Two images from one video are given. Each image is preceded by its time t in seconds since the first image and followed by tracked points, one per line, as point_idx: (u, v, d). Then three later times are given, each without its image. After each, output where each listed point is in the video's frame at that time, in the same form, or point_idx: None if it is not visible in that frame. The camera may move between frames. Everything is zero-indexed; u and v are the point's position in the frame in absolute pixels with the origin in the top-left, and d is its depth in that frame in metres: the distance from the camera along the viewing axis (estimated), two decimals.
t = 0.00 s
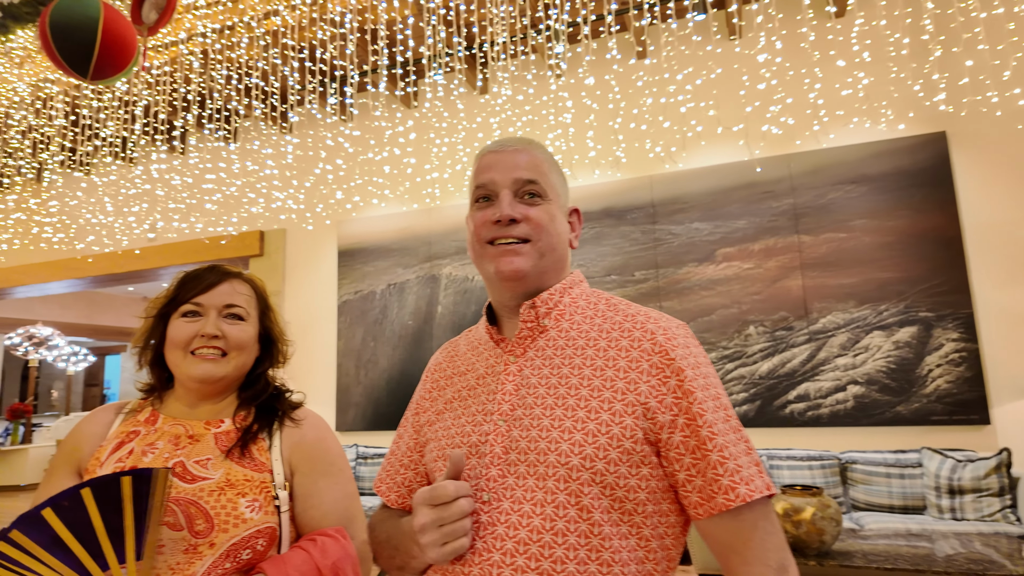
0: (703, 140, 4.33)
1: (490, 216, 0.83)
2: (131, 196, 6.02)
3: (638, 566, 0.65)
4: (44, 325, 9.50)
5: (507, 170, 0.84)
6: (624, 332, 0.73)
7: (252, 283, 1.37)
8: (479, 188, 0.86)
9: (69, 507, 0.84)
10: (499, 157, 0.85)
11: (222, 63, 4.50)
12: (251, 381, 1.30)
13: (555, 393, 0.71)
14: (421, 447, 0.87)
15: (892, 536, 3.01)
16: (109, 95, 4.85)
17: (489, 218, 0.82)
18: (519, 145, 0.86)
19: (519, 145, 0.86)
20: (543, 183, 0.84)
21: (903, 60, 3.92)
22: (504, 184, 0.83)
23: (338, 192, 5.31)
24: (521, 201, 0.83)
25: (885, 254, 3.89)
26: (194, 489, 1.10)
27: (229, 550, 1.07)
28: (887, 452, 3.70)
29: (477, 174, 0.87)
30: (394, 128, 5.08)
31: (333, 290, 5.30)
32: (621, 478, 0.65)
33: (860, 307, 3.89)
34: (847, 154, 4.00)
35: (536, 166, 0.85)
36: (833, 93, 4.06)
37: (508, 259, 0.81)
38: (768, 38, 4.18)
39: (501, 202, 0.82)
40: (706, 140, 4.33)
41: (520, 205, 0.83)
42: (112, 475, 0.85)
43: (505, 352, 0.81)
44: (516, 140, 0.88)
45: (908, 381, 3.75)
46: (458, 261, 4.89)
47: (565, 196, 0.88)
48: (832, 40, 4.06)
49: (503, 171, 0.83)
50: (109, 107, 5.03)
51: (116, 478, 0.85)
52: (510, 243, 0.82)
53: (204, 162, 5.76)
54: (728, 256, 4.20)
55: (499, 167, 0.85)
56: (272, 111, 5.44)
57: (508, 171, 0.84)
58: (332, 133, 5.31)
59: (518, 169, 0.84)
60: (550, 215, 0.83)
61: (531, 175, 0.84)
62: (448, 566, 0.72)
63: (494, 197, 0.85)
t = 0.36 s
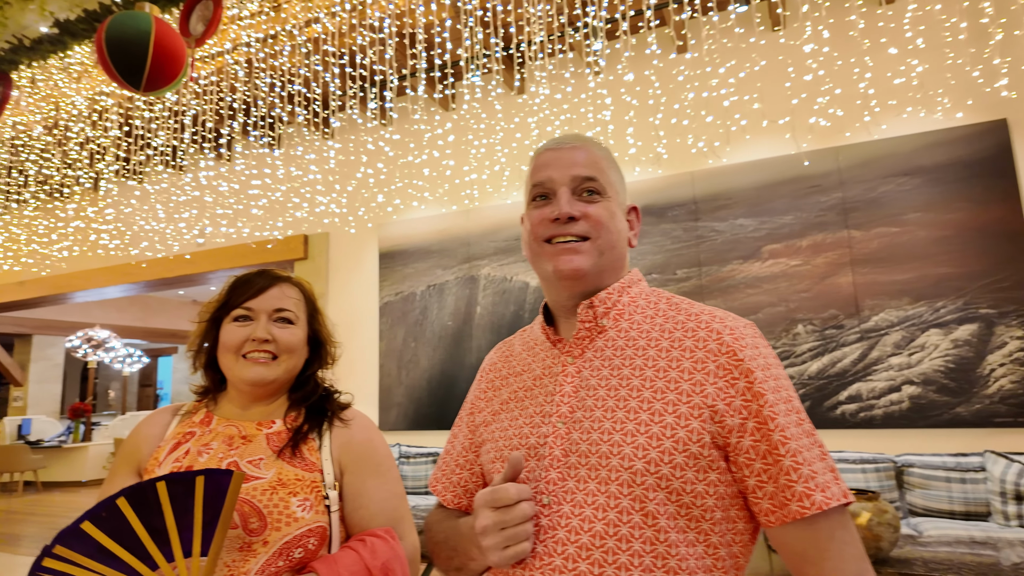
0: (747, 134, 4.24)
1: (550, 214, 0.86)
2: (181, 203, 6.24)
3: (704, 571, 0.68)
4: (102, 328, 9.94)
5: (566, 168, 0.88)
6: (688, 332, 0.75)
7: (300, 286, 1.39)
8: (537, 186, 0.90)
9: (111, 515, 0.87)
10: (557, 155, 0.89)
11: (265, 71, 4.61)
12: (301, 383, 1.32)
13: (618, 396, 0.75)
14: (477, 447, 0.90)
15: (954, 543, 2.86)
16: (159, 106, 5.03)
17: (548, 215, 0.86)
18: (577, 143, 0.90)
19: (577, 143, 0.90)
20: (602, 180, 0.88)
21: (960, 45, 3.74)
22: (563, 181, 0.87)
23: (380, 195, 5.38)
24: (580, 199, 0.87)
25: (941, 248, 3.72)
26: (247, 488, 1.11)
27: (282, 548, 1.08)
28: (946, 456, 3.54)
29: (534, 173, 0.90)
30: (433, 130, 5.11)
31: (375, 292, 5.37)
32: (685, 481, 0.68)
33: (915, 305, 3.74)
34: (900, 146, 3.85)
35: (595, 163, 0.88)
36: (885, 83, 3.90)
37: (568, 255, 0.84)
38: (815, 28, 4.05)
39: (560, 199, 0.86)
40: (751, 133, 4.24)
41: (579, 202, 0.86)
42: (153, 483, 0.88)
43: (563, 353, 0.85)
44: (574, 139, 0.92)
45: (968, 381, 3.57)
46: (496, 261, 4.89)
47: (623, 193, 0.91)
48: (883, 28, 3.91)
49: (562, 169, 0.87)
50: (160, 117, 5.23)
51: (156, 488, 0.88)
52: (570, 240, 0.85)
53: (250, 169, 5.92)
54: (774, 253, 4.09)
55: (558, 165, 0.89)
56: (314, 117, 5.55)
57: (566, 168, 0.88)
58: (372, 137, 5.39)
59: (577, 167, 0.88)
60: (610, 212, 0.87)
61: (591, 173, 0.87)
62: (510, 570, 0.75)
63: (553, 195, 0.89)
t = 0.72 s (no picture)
0: (796, 126, 4.12)
1: (608, 231, 0.89)
2: (232, 210, 6.45)
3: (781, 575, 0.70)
4: (160, 331, 10.36)
5: (620, 179, 0.88)
6: (759, 330, 0.78)
7: (351, 289, 1.41)
8: (592, 200, 0.91)
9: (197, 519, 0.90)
10: (610, 165, 0.89)
11: (310, 79, 4.72)
12: (353, 385, 1.34)
13: (685, 397, 0.78)
14: (535, 447, 0.94)
15: None
16: (211, 116, 5.23)
17: (607, 233, 0.88)
18: (629, 147, 0.89)
19: (629, 147, 0.89)
20: (660, 186, 0.88)
21: None
22: (619, 195, 0.88)
23: (422, 199, 5.44)
24: (638, 211, 0.88)
25: (1006, 239, 3.52)
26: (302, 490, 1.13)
27: (337, 549, 1.10)
28: (1015, 459, 3.34)
29: (587, 186, 0.91)
30: (473, 133, 5.15)
31: (418, 294, 5.44)
32: (758, 483, 0.71)
33: (978, 300, 3.55)
34: (960, 133, 3.67)
35: (650, 170, 0.88)
36: (942, 68, 3.73)
37: (632, 272, 0.87)
38: (866, 14, 3.90)
39: (619, 216, 0.88)
40: (800, 125, 4.11)
41: (638, 215, 0.88)
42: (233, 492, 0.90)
43: (627, 352, 0.88)
44: (623, 140, 0.91)
45: None
46: (537, 261, 4.88)
47: (682, 190, 0.92)
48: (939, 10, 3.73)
49: (618, 182, 0.88)
50: (211, 127, 5.42)
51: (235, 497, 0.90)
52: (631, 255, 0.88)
53: (297, 175, 6.07)
54: (826, 248, 3.95)
55: (612, 177, 0.89)
56: (357, 123, 5.65)
57: (621, 179, 0.88)
58: (414, 142, 5.46)
59: (632, 177, 0.88)
60: (671, 219, 0.88)
61: (649, 183, 0.88)
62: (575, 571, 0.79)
63: (609, 208, 0.90)
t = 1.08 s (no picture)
0: (842, 117, 4.01)
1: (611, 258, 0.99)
2: (278, 218, 6.63)
3: None
4: (211, 335, 10.74)
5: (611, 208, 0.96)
6: (833, 336, 0.79)
7: (400, 297, 1.44)
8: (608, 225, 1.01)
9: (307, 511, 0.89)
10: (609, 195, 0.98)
11: (350, 87, 4.82)
12: (403, 390, 1.37)
13: (757, 407, 0.80)
14: (598, 453, 0.97)
15: None
16: (257, 126, 5.41)
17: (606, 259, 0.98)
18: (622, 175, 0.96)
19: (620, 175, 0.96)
20: (637, 209, 0.92)
21: None
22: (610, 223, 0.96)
23: (461, 202, 5.48)
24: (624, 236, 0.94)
25: None
26: (356, 492, 1.16)
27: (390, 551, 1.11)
28: None
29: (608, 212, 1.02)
30: (510, 135, 5.17)
31: (458, 296, 5.49)
32: (838, 496, 0.73)
33: None
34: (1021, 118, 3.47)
35: (628, 198, 0.93)
36: (1001, 50, 3.54)
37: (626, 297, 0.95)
38: None
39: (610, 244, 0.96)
40: (846, 117, 4.00)
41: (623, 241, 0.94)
42: (348, 501, 0.90)
43: (689, 358, 0.91)
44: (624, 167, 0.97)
45: None
46: (576, 261, 4.87)
47: (681, 202, 0.90)
48: None
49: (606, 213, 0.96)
50: (256, 137, 5.60)
51: (348, 505, 0.90)
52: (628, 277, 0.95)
53: (339, 182, 6.19)
54: (877, 242, 3.82)
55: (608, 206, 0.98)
56: (396, 129, 5.73)
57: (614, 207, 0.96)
58: (452, 145, 5.50)
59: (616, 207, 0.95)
60: (649, 240, 0.90)
61: (624, 210, 0.93)
62: None
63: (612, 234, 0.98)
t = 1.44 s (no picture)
0: (880, 109, 3.91)
1: (682, 235, 0.90)
2: (312, 222, 6.75)
3: None
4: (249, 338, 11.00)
5: (697, 183, 0.90)
6: (872, 336, 0.77)
7: (434, 305, 1.46)
8: (671, 205, 0.93)
9: (369, 491, 0.88)
10: (689, 171, 0.91)
11: (380, 92, 4.88)
12: (438, 395, 1.39)
13: (795, 412, 0.80)
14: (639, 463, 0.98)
15: None
16: (290, 133, 5.53)
17: (682, 237, 0.90)
18: (708, 152, 0.91)
19: (707, 152, 0.91)
20: (737, 186, 0.87)
21: None
22: (695, 199, 0.90)
23: (490, 203, 5.49)
24: (716, 214, 0.88)
25: None
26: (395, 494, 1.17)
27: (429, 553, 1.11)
28: None
29: (667, 193, 0.94)
30: (538, 135, 5.10)
31: (488, 297, 5.51)
32: (881, 502, 0.71)
33: None
34: None
35: (719, 177, 0.89)
36: None
37: (708, 279, 0.88)
38: None
39: (693, 220, 0.89)
40: (884, 108, 3.91)
41: (714, 217, 0.88)
42: (407, 480, 0.88)
43: (729, 363, 0.90)
44: (705, 147, 0.92)
45: None
46: (606, 260, 4.84)
47: (775, 192, 0.89)
48: None
49: (693, 186, 0.90)
50: (290, 143, 5.72)
51: (407, 485, 0.88)
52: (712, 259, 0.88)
53: (371, 186, 6.27)
54: (918, 237, 3.70)
55: (688, 182, 0.91)
56: (426, 132, 5.79)
57: (698, 184, 0.90)
58: (481, 147, 5.53)
59: (706, 181, 0.89)
60: (751, 219, 0.86)
61: (721, 188, 0.88)
62: None
63: (686, 213, 0.91)
